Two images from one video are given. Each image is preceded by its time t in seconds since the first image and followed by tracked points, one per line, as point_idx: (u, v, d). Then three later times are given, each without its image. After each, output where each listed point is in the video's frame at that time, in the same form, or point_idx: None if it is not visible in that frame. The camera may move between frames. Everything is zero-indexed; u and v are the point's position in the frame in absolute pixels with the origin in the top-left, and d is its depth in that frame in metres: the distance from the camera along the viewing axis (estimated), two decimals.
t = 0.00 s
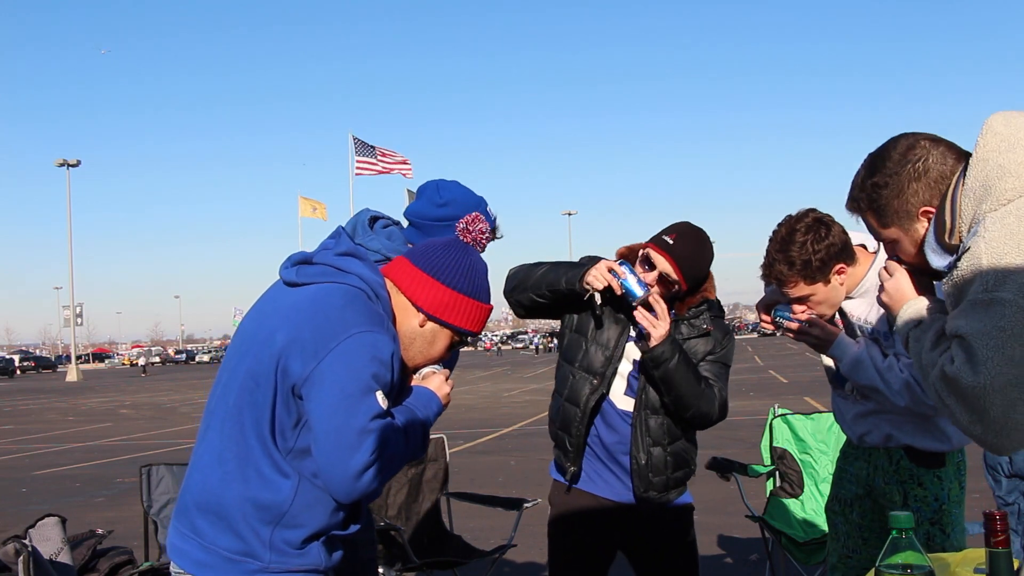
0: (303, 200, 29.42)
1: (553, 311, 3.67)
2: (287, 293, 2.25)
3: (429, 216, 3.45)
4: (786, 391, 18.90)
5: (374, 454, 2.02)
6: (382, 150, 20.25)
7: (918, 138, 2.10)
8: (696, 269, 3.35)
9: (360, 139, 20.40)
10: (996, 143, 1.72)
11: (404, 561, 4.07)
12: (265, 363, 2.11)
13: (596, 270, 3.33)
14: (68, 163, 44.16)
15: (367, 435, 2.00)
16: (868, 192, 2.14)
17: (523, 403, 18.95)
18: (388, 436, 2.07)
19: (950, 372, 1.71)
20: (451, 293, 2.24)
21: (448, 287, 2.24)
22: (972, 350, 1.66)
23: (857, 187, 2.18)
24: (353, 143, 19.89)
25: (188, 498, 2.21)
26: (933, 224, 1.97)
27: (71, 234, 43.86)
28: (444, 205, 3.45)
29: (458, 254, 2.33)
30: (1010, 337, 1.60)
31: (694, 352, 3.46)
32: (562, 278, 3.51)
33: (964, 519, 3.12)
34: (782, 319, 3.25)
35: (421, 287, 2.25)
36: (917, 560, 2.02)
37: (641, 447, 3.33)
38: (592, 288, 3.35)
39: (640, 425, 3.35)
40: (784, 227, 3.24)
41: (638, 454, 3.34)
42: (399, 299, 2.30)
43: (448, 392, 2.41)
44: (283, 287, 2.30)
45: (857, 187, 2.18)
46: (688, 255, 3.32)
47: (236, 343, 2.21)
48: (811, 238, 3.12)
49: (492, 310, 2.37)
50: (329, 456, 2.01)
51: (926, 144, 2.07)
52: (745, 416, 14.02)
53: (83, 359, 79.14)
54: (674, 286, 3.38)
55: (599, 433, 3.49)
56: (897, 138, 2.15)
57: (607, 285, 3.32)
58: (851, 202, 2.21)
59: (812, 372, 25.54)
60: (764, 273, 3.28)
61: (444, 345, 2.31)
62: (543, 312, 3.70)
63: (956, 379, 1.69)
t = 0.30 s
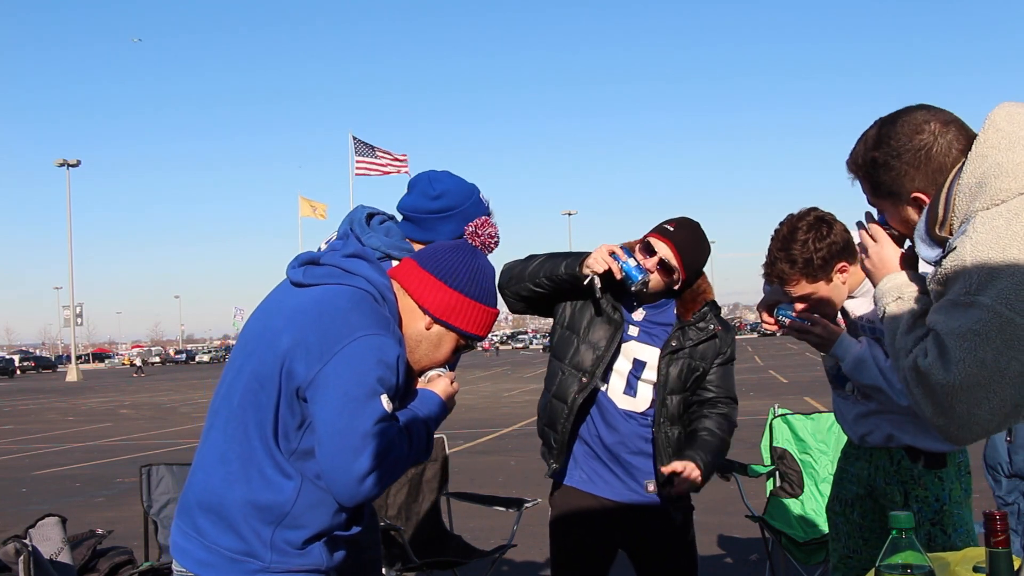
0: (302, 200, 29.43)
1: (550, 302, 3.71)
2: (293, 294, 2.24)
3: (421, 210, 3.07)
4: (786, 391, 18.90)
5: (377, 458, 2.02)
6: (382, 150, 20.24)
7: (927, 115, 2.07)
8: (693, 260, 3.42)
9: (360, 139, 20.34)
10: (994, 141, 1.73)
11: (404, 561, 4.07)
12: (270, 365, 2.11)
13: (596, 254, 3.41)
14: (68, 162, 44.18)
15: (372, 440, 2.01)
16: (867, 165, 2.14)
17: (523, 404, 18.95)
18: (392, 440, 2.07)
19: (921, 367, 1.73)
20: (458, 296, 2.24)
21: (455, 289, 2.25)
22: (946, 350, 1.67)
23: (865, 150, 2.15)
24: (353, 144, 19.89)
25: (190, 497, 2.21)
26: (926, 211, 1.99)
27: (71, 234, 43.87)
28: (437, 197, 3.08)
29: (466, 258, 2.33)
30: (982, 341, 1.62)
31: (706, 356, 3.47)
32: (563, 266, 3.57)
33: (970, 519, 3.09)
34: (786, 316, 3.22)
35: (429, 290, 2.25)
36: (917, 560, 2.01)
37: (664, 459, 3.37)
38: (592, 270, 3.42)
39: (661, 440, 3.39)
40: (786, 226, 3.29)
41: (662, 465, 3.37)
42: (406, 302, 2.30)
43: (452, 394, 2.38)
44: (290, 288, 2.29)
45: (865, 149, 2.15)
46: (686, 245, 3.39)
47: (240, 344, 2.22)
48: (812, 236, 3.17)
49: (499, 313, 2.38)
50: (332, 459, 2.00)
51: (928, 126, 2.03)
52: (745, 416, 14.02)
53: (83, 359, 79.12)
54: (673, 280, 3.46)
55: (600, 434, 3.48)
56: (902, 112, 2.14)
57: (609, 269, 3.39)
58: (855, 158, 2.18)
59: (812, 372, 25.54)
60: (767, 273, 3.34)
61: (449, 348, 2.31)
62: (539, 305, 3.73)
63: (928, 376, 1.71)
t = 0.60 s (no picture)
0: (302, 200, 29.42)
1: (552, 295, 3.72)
2: (295, 294, 2.24)
3: (419, 212, 3.06)
4: (786, 391, 18.89)
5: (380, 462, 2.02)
6: (382, 150, 20.24)
7: (939, 101, 2.11)
8: (700, 257, 3.49)
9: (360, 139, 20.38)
10: (992, 145, 1.76)
11: (404, 561, 4.07)
12: (273, 367, 2.11)
13: (601, 241, 3.45)
14: (68, 163, 44.19)
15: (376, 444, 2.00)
16: (872, 139, 2.20)
17: (523, 403, 18.94)
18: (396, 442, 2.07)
19: (964, 390, 1.68)
20: (459, 297, 2.24)
21: (457, 290, 2.25)
22: (987, 359, 1.64)
23: (877, 126, 2.19)
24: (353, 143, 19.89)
25: (191, 498, 2.21)
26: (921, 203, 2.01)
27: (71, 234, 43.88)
28: (433, 197, 3.08)
29: (467, 258, 2.33)
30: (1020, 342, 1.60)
31: (712, 357, 3.49)
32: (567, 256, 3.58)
33: (970, 519, 3.08)
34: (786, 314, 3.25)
35: (430, 291, 2.26)
36: (918, 560, 2.01)
37: (673, 461, 3.36)
38: (596, 259, 3.46)
39: (670, 442, 3.37)
40: (791, 222, 3.29)
41: (672, 467, 3.36)
42: (408, 302, 2.30)
43: (453, 395, 2.37)
44: (292, 288, 2.28)
45: (877, 126, 2.19)
46: (692, 242, 3.45)
47: (242, 344, 2.21)
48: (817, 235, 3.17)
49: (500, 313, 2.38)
50: (336, 463, 2.00)
51: (937, 111, 2.08)
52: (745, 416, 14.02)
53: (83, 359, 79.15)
54: (672, 275, 3.49)
55: (603, 433, 3.48)
56: (919, 92, 2.19)
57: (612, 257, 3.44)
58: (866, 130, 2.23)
59: (812, 372, 25.54)
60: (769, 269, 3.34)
61: (450, 348, 2.31)
62: (541, 297, 3.74)
63: (976, 397, 1.66)
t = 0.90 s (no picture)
0: (302, 200, 29.44)
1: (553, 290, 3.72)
2: (299, 298, 2.22)
3: (422, 212, 3.06)
4: (786, 391, 18.89)
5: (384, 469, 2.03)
6: (382, 150, 20.24)
7: (943, 92, 2.10)
8: (704, 260, 3.49)
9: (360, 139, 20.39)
10: (992, 144, 1.75)
11: (404, 561, 4.07)
12: (277, 372, 2.10)
13: (603, 237, 3.43)
14: (68, 163, 44.21)
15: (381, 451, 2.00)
16: (876, 125, 2.22)
17: (523, 404, 18.94)
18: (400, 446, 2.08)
19: (992, 419, 1.70)
20: (458, 299, 2.24)
21: (457, 293, 2.25)
22: (996, 371, 1.66)
23: (881, 116, 2.20)
24: (353, 144, 19.90)
25: (191, 499, 2.21)
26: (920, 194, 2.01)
27: (71, 234, 43.89)
28: (433, 196, 3.08)
29: (468, 262, 2.33)
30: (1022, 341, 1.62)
31: (712, 360, 3.48)
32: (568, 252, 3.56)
33: (964, 519, 3.10)
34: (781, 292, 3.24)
35: (430, 295, 2.26)
36: (918, 560, 2.00)
37: (676, 465, 3.35)
38: (597, 254, 3.45)
39: (672, 445, 3.37)
40: (806, 205, 3.18)
41: (673, 470, 3.36)
42: (408, 306, 2.30)
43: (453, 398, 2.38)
44: (296, 291, 2.27)
45: (882, 116, 2.20)
46: (694, 244, 3.45)
47: (244, 348, 2.21)
48: (829, 226, 3.08)
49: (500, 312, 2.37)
50: (341, 471, 2.00)
51: (939, 104, 2.08)
52: (745, 416, 14.02)
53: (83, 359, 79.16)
54: (674, 275, 3.50)
55: (602, 433, 3.49)
56: (927, 81, 2.17)
57: (614, 255, 3.43)
58: (869, 118, 2.25)
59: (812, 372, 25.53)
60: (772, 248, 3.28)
61: (450, 352, 2.31)
62: (541, 291, 3.74)
63: (1009, 425, 1.68)
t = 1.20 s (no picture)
0: (302, 200, 29.46)
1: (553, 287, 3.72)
2: (299, 300, 2.21)
3: (413, 206, 3.05)
4: (786, 390, 18.90)
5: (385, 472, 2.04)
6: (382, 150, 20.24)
7: (949, 85, 2.10)
8: (703, 260, 3.46)
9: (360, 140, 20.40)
10: (993, 142, 1.75)
11: (404, 561, 4.07)
12: (278, 375, 2.10)
13: (602, 233, 3.44)
14: (68, 163, 44.22)
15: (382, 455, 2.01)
16: (882, 108, 2.22)
17: (523, 403, 18.94)
18: (400, 448, 2.08)
19: (987, 424, 1.70)
20: (457, 297, 2.24)
21: (455, 291, 2.25)
22: (990, 374, 1.67)
23: (889, 106, 2.20)
24: (353, 144, 19.91)
25: (191, 499, 2.20)
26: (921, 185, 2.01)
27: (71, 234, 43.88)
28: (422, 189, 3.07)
29: (465, 256, 2.31)
30: (1012, 339, 1.63)
31: (711, 362, 3.46)
32: (568, 247, 3.58)
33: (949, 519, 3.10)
34: (781, 261, 3.26)
35: (429, 294, 2.26)
36: (918, 560, 2.00)
37: (671, 466, 3.34)
38: (596, 249, 3.47)
39: (667, 446, 3.36)
40: (835, 185, 3.17)
41: (669, 472, 3.34)
42: (407, 305, 2.30)
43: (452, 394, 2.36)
44: (295, 293, 2.26)
45: (889, 105, 2.20)
46: (693, 244, 3.43)
47: (245, 349, 2.20)
48: (852, 212, 3.07)
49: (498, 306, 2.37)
50: (344, 473, 2.01)
51: (945, 97, 2.08)
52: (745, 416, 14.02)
53: (83, 359, 79.16)
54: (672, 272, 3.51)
55: (602, 432, 3.49)
56: (937, 72, 2.17)
57: (613, 251, 3.45)
58: (876, 104, 2.26)
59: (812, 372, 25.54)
60: (789, 216, 3.25)
61: (450, 348, 2.32)
62: (542, 289, 3.74)
63: (1004, 429, 1.68)
